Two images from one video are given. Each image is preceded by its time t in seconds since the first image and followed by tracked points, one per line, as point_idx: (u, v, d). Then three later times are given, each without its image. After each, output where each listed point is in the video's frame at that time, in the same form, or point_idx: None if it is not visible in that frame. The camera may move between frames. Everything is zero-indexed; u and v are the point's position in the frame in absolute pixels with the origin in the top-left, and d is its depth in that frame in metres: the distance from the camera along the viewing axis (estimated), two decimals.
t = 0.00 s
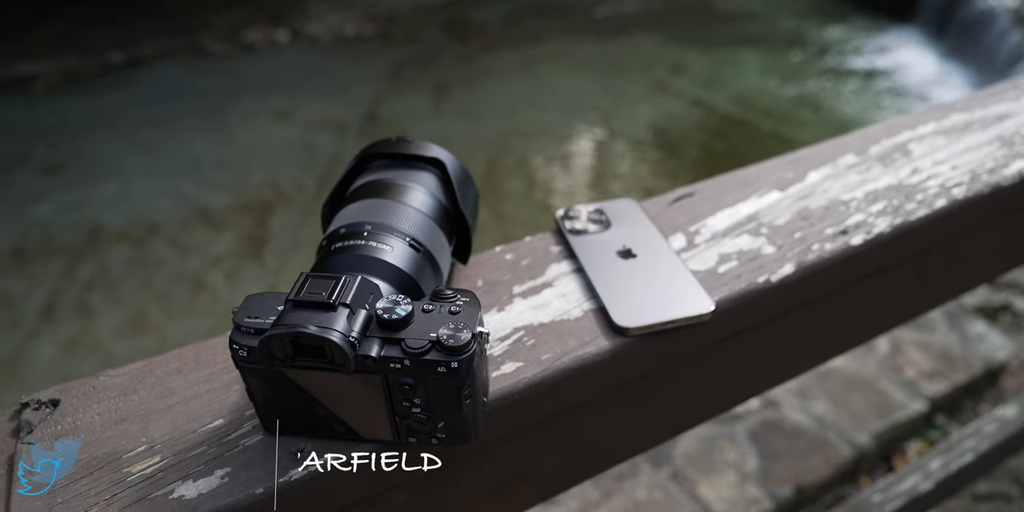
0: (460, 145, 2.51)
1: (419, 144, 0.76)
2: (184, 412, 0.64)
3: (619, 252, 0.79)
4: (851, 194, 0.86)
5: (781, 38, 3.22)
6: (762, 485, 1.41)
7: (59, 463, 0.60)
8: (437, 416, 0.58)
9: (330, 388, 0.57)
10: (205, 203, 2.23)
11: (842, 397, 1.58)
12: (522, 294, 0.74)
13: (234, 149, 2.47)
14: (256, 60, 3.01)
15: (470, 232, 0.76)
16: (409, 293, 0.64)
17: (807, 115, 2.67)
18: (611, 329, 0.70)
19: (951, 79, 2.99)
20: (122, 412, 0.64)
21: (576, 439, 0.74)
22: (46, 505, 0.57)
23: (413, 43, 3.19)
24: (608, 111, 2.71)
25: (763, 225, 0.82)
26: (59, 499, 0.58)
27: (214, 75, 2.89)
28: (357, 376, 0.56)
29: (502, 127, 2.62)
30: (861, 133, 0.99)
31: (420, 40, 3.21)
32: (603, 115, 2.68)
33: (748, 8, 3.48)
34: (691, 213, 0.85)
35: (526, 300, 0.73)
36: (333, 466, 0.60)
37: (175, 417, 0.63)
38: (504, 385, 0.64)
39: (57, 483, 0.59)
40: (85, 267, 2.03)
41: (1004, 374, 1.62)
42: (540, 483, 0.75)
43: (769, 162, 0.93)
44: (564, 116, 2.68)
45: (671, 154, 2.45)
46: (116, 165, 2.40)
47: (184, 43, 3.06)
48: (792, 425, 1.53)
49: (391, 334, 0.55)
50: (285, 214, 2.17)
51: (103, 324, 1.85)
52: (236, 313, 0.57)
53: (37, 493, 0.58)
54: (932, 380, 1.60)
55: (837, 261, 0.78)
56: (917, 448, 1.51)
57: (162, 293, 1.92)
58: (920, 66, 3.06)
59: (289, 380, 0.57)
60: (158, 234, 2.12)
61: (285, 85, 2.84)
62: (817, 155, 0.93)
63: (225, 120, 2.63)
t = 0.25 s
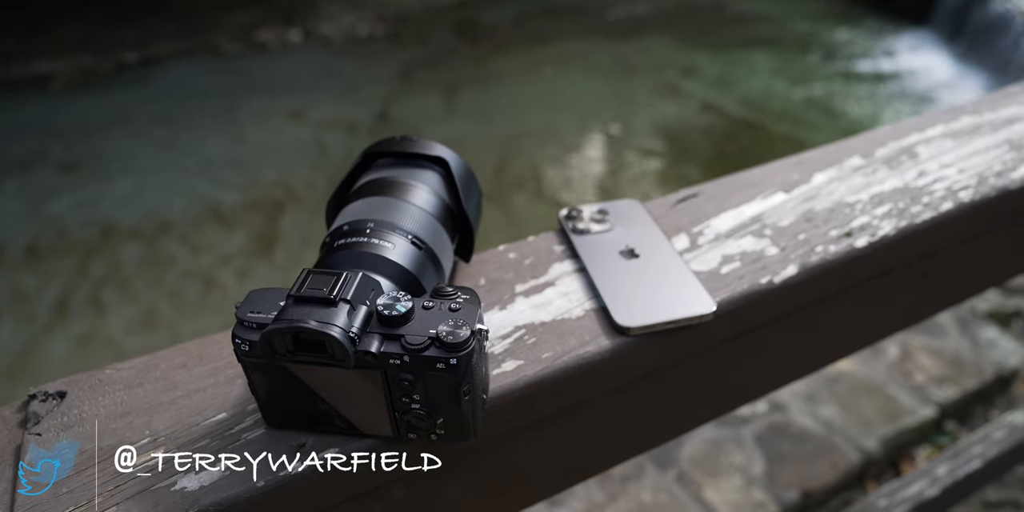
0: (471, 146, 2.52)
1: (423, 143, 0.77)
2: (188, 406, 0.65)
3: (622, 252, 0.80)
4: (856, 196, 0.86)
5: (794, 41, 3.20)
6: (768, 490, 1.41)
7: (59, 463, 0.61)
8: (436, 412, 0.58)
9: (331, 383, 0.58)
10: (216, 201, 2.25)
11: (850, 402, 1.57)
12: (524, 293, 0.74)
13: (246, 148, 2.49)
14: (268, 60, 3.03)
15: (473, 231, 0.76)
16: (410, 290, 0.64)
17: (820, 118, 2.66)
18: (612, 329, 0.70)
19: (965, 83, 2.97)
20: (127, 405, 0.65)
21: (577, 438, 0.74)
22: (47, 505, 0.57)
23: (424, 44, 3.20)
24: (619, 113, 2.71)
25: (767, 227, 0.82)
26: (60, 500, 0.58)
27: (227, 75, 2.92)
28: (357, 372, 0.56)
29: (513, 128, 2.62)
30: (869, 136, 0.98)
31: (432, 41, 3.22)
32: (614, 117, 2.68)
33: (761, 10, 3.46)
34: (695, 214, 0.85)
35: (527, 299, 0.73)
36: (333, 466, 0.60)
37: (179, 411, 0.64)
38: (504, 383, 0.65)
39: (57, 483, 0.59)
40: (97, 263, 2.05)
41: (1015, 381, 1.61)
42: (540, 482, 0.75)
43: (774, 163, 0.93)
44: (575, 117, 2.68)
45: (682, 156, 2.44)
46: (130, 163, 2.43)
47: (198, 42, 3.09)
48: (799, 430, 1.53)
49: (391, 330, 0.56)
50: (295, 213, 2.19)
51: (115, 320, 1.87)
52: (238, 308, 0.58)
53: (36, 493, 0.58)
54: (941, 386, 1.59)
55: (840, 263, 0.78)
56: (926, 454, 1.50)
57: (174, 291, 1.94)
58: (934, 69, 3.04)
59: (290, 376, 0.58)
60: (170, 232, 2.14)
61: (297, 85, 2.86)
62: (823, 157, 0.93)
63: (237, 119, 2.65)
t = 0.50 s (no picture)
0: (480, 147, 2.52)
1: (426, 143, 0.77)
2: (190, 401, 0.65)
3: (624, 253, 0.80)
4: (861, 200, 0.85)
5: (805, 45, 3.19)
6: (772, 495, 1.40)
7: (59, 463, 0.61)
8: (435, 411, 0.58)
9: (331, 380, 0.58)
10: (226, 200, 2.27)
11: (856, 408, 1.56)
12: (525, 293, 0.74)
13: (256, 147, 2.50)
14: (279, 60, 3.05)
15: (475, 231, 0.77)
16: (411, 289, 0.64)
17: (830, 123, 2.64)
18: (613, 330, 0.70)
19: (977, 88, 2.95)
20: (131, 399, 0.66)
21: (577, 439, 0.74)
22: (47, 505, 0.58)
23: (434, 45, 3.21)
24: (628, 115, 2.70)
25: (770, 230, 0.82)
26: (59, 499, 0.58)
27: (238, 74, 2.93)
28: (357, 370, 0.57)
29: (522, 129, 2.62)
30: (875, 140, 0.98)
31: (442, 42, 3.23)
32: (623, 119, 2.68)
33: (772, 13, 3.45)
34: (699, 216, 0.85)
35: (529, 299, 0.74)
36: (333, 466, 0.61)
37: (182, 406, 0.65)
38: (504, 383, 0.65)
39: (57, 483, 0.59)
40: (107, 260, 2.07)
41: None
42: (540, 482, 0.75)
43: (779, 167, 0.93)
44: (584, 119, 2.68)
45: (691, 159, 2.44)
46: (141, 161, 2.45)
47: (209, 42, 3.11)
48: (805, 435, 1.52)
49: (391, 328, 0.56)
50: (304, 213, 2.20)
51: (124, 316, 1.88)
52: (241, 304, 0.58)
53: (37, 493, 0.59)
54: (949, 393, 1.58)
55: (843, 267, 0.78)
56: (932, 461, 1.48)
57: (183, 288, 1.96)
58: (946, 73, 3.02)
59: (291, 373, 0.58)
60: (179, 230, 2.15)
61: (307, 85, 2.87)
62: (828, 161, 0.93)
63: (248, 118, 2.66)
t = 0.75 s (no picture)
0: (489, 150, 2.53)
1: (430, 145, 0.78)
2: (192, 399, 0.66)
3: (627, 257, 0.80)
4: (867, 205, 0.85)
5: (817, 48, 3.17)
6: (779, 500, 1.39)
7: (59, 463, 0.61)
8: (434, 412, 0.58)
9: (331, 380, 0.58)
10: (236, 201, 2.28)
11: (865, 414, 1.55)
12: (528, 295, 0.74)
13: (267, 148, 2.52)
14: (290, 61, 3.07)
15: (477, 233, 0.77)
16: (412, 291, 0.65)
17: (841, 127, 2.63)
18: (614, 333, 0.70)
19: (991, 93, 2.93)
20: (134, 396, 0.67)
21: (578, 441, 0.74)
22: (47, 504, 0.58)
23: (445, 47, 3.22)
24: (637, 118, 2.70)
25: (774, 234, 0.81)
26: (60, 498, 0.58)
27: (250, 75, 2.95)
28: (357, 370, 0.57)
29: (531, 131, 2.62)
30: (883, 144, 0.97)
31: (453, 45, 3.24)
32: (632, 122, 2.67)
33: (783, 16, 3.43)
34: (703, 220, 0.84)
35: (531, 301, 0.74)
36: (333, 466, 0.61)
37: (184, 404, 0.65)
38: (504, 384, 0.65)
39: (57, 483, 0.60)
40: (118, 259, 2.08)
41: None
42: (541, 484, 0.75)
43: (786, 171, 0.93)
44: (593, 121, 2.68)
45: (701, 163, 2.43)
46: (153, 161, 2.46)
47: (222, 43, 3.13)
48: (812, 441, 1.51)
49: (390, 329, 0.56)
50: (314, 214, 2.21)
51: (135, 314, 1.90)
52: (243, 304, 0.59)
53: (37, 493, 0.59)
54: (959, 400, 1.57)
55: (848, 272, 0.77)
56: (942, 469, 1.46)
57: (193, 287, 1.97)
58: (959, 78, 2.99)
59: (291, 372, 0.59)
60: (190, 230, 2.17)
61: (318, 86, 2.88)
62: (835, 165, 0.92)
63: (259, 119, 2.68)
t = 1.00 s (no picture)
0: (498, 150, 2.53)
1: (433, 145, 0.78)
2: (194, 396, 0.66)
3: (629, 258, 0.79)
4: (873, 208, 0.84)
5: (828, 50, 3.15)
6: (785, 504, 1.39)
7: (59, 463, 0.61)
8: (433, 411, 0.59)
9: (330, 378, 0.58)
10: (246, 199, 2.29)
11: (873, 418, 1.54)
12: (529, 295, 0.74)
13: (277, 147, 2.53)
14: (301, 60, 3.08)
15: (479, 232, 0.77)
16: (413, 290, 0.65)
17: (852, 129, 2.61)
18: (615, 334, 0.70)
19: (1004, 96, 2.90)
20: (137, 392, 0.67)
21: (579, 442, 0.74)
22: (48, 504, 0.58)
23: (455, 48, 3.22)
24: (647, 120, 2.69)
25: (779, 236, 0.81)
26: (61, 497, 0.59)
27: (261, 74, 2.97)
28: (356, 368, 0.57)
29: (541, 132, 2.62)
30: (891, 146, 0.96)
31: (463, 45, 3.24)
32: (641, 123, 2.66)
33: (795, 18, 3.41)
34: (707, 221, 0.84)
35: (533, 302, 0.74)
36: (333, 466, 0.61)
37: (186, 400, 0.66)
38: (503, 384, 0.65)
39: (57, 483, 0.60)
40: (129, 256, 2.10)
41: None
42: (541, 484, 0.75)
43: (792, 173, 0.92)
44: (603, 123, 2.67)
45: (710, 165, 2.42)
46: (164, 159, 2.48)
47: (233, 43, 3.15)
48: (820, 445, 1.50)
49: (390, 327, 0.56)
50: (323, 213, 2.22)
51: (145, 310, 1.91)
52: (244, 301, 0.59)
53: (37, 493, 0.59)
54: (969, 405, 1.55)
55: (853, 275, 0.76)
56: (951, 475, 1.46)
57: (202, 285, 1.98)
58: (973, 81, 2.97)
59: (290, 370, 0.59)
60: (200, 228, 2.18)
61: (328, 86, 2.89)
62: (842, 167, 0.92)
63: (269, 118, 2.69)
